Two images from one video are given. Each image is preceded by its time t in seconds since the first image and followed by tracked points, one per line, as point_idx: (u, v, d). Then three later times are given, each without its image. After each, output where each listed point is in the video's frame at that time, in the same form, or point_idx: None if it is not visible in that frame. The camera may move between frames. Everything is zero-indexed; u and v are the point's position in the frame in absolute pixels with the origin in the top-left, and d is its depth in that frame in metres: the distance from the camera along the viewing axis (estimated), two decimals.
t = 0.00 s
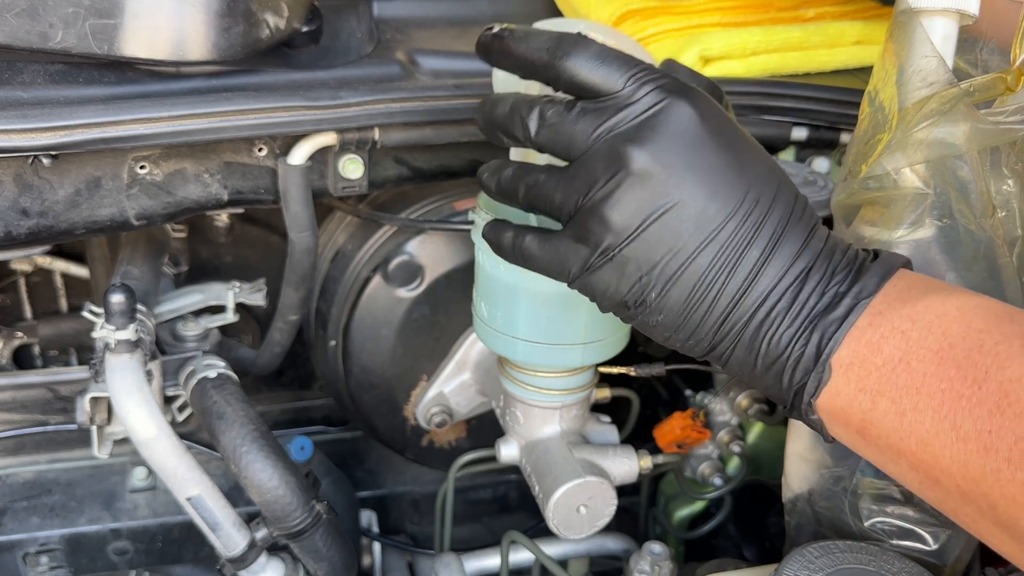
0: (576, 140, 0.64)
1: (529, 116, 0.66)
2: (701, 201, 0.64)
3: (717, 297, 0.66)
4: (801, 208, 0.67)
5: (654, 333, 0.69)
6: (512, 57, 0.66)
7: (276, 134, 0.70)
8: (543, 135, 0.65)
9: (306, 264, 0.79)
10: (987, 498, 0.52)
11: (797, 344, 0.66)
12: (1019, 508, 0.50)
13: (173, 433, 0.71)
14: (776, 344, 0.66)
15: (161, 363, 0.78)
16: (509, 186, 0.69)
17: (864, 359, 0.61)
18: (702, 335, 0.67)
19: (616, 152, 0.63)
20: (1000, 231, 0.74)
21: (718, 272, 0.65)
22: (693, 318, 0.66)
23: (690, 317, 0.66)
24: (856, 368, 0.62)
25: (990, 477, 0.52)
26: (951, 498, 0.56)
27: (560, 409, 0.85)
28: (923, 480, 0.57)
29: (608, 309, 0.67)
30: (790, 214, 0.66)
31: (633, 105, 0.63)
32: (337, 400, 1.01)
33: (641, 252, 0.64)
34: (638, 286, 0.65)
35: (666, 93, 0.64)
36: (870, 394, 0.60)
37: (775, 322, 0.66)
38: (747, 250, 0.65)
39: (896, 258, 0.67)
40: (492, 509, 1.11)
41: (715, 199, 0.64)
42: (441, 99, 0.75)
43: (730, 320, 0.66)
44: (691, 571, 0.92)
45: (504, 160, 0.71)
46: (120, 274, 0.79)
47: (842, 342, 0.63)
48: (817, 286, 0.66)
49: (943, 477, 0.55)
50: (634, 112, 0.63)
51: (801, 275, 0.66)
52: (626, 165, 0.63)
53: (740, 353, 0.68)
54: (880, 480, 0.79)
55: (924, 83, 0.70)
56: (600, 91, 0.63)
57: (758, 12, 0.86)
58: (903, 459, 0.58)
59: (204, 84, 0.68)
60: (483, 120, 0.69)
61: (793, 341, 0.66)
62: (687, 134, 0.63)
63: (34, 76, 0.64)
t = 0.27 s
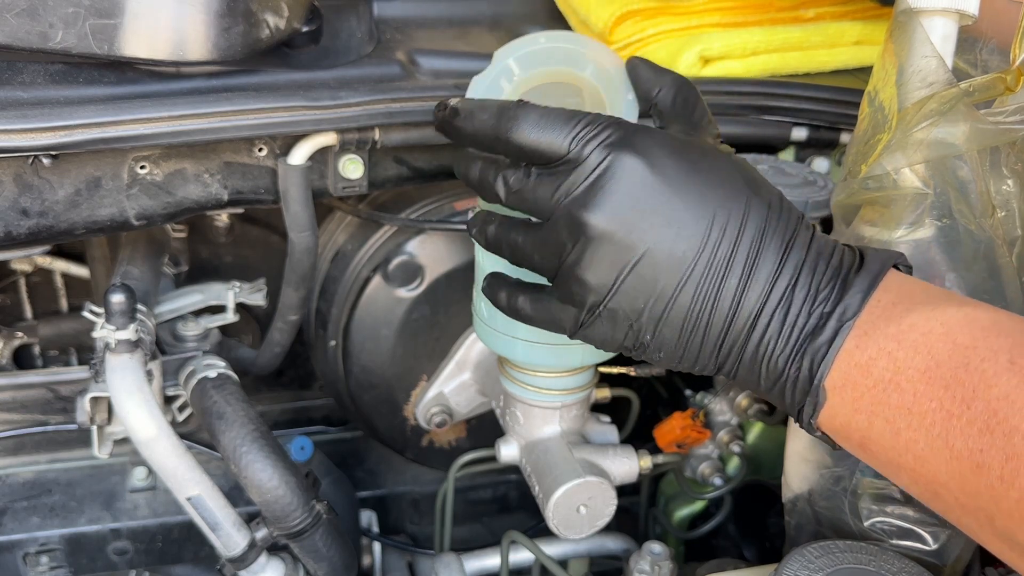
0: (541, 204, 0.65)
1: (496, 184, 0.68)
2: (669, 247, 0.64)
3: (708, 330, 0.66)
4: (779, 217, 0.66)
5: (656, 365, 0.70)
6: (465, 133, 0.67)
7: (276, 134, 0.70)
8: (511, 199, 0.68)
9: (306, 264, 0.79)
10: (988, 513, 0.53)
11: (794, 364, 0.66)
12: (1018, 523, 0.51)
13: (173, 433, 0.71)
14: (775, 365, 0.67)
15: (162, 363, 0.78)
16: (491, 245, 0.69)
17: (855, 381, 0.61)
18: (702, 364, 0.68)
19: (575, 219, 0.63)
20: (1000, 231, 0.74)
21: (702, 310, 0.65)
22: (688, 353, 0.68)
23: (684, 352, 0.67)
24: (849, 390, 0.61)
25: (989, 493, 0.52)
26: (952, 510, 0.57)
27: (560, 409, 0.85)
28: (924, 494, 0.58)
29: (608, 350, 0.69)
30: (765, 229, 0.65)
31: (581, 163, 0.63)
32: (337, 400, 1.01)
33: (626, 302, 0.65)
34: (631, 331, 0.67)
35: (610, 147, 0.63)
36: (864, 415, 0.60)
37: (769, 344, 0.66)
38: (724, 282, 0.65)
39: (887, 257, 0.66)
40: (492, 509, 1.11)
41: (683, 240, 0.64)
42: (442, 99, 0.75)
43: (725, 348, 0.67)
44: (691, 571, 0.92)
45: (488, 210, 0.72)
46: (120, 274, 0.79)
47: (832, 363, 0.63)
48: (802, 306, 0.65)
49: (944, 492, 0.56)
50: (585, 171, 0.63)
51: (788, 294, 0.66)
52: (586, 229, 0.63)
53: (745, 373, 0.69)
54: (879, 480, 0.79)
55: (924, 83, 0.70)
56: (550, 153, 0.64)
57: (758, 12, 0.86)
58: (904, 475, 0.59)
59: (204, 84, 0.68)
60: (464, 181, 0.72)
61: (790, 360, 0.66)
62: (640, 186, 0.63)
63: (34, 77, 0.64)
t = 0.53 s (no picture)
0: (526, 212, 0.66)
1: (485, 192, 0.69)
2: (659, 249, 0.63)
3: (705, 325, 0.66)
4: (771, 203, 0.65)
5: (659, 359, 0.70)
6: (447, 146, 0.68)
7: (276, 134, 0.70)
8: (498, 207, 0.68)
9: (306, 264, 0.79)
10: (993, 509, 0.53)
11: (795, 358, 0.65)
12: None
13: (173, 433, 0.71)
14: (778, 358, 0.66)
15: (162, 363, 0.78)
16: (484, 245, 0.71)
17: (858, 376, 0.61)
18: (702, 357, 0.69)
19: (559, 226, 0.63)
20: (1000, 231, 0.74)
21: (697, 308, 0.65)
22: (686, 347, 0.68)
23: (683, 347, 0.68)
24: (852, 384, 0.61)
25: (994, 490, 0.53)
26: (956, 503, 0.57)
27: (560, 409, 0.85)
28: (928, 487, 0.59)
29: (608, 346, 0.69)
30: (756, 221, 0.64)
31: (560, 167, 0.63)
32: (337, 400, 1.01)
33: (622, 301, 0.65)
34: (629, 328, 0.67)
35: (590, 149, 0.62)
36: (868, 409, 0.60)
37: (770, 338, 0.66)
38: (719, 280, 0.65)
39: (886, 246, 0.65)
40: (492, 509, 1.11)
41: (672, 242, 0.63)
42: (441, 99, 0.75)
43: (724, 341, 0.67)
44: (691, 571, 0.92)
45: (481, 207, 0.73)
46: (120, 274, 0.79)
47: (832, 357, 0.62)
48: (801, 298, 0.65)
49: (949, 487, 0.56)
50: (566, 177, 0.63)
51: (784, 287, 0.65)
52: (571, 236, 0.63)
53: (747, 364, 0.69)
54: (879, 480, 0.79)
55: (924, 83, 0.70)
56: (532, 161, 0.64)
57: (758, 12, 0.86)
58: (909, 468, 0.59)
59: (204, 84, 0.68)
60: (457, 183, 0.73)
61: (792, 354, 0.65)
62: (624, 190, 0.62)
63: (34, 77, 0.64)
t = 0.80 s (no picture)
0: (539, 201, 0.66)
1: (498, 180, 0.69)
2: (673, 238, 0.63)
3: (713, 321, 0.66)
4: (784, 201, 0.66)
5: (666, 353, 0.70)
6: (462, 133, 0.68)
7: (276, 134, 0.70)
8: (513, 193, 0.68)
9: (306, 264, 0.79)
10: (997, 507, 0.53)
11: (803, 355, 0.66)
12: None
13: (173, 433, 0.71)
14: (784, 354, 0.66)
15: (162, 363, 0.78)
16: (492, 236, 0.70)
17: (866, 371, 0.61)
18: (709, 352, 0.68)
19: (574, 212, 0.63)
20: (1000, 231, 0.74)
21: (706, 299, 0.65)
22: (693, 340, 0.68)
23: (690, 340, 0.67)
24: (859, 380, 0.61)
25: (998, 488, 0.53)
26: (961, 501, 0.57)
27: (560, 409, 0.85)
28: (933, 485, 0.59)
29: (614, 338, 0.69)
30: (769, 216, 0.65)
31: (578, 155, 0.63)
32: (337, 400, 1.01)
33: (631, 291, 0.65)
34: (638, 320, 0.67)
35: (607, 137, 0.63)
36: (875, 406, 0.60)
37: (778, 335, 0.66)
38: (730, 272, 0.65)
39: (897, 246, 0.66)
40: (492, 509, 1.11)
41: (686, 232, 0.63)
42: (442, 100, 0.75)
43: (732, 336, 0.67)
44: (691, 571, 0.92)
45: (487, 201, 0.72)
46: (120, 274, 0.79)
47: (842, 353, 0.63)
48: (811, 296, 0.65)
49: (953, 485, 0.56)
50: (583, 164, 0.63)
51: (794, 285, 0.65)
52: (586, 222, 0.63)
53: (753, 361, 0.69)
54: (879, 479, 0.79)
55: (924, 83, 0.70)
56: (549, 148, 0.64)
57: (758, 13, 0.86)
58: (914, 466, 0.59)
59: (204, 84, 0.68)
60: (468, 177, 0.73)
61: (799, 351, 0.66)
62: (640, 179, 0.62)
63: (34, 77, 0.64)
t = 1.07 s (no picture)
0: (570, 158, 0.64)
1: (521, 131, 0.66)
2: (700, 214, 0.63)
3: (725, 309, 0.66)
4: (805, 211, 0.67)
5: (666, 341, 0.70)
6: (499, 79, 0.65)
7: (276, 134, 0.70)
8: (538, 148, 0.66)
9: (306, 264, 0.79)
10: (994, 503, 0.53)
11: (805, 350, 0.66)
12: None
13: (173, 433, 0.71)
14: (785, 348, 0.67)
15: (162, 363, 0.78)
16: (499, 195, 0.68)
17: (869, 365, 0.61)
18: (712, 341, 0.68)
19: (608, 174, 0.62)
20: (999, 231, 0.74)
21: (722, 282, 0.65)
22: (700, 326, 0.67)
23: (698, 325, 0.67)
24: (862, 374, 0.62)
25: (996, 483, 0.52)
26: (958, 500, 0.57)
27: (560, 409, 0.85)
28: (929, 483, 0.58)
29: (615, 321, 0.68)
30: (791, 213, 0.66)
31: (622, 121, 0.62)
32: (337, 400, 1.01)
33: (645, 267, 0.64)
34: (647, 300, 0.66)
35: (654, 107, 0.63)
36: (876, 400, 0.60)
37: (783, 329, 0.66)
38: (750, 257, 0.65)
39: (903, 255, 0.67)
40: (492, 509, 1.11)
41: (715, 209, 0.64)
42: (442, 99, 0.75)
43: (738, 325, 0.67)
44: (691, 571, 0.92)
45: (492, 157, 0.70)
46: (120, 274, 0.79)
47: (847, 348, 0.63)
48: (821, 291, 0.66)
49: (950, 482, 0.56)
50: (624, 130, 0.62)
51: (807, 280, 0.66)
52: (618, 188, 0.62)
53: (752, 355, 0.69)
54: (879, 479, 0.79)
55: (924, 83, 0.70)
56: (591, 110, 0.63)
57: (758, 12, 0.86)
58: (911, 463, 0.58)
59: (204, 84, 0.68)
60: (480, 130, 0.70)
61: (801, 346, 0.66)
62: (678, 151, 0.63)
63: (34, 76, 0.64)
